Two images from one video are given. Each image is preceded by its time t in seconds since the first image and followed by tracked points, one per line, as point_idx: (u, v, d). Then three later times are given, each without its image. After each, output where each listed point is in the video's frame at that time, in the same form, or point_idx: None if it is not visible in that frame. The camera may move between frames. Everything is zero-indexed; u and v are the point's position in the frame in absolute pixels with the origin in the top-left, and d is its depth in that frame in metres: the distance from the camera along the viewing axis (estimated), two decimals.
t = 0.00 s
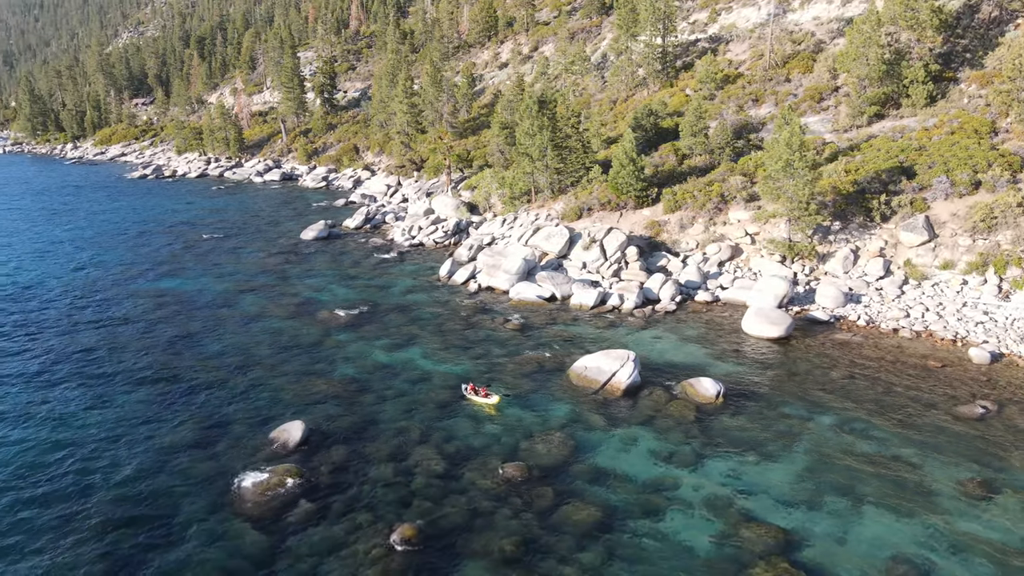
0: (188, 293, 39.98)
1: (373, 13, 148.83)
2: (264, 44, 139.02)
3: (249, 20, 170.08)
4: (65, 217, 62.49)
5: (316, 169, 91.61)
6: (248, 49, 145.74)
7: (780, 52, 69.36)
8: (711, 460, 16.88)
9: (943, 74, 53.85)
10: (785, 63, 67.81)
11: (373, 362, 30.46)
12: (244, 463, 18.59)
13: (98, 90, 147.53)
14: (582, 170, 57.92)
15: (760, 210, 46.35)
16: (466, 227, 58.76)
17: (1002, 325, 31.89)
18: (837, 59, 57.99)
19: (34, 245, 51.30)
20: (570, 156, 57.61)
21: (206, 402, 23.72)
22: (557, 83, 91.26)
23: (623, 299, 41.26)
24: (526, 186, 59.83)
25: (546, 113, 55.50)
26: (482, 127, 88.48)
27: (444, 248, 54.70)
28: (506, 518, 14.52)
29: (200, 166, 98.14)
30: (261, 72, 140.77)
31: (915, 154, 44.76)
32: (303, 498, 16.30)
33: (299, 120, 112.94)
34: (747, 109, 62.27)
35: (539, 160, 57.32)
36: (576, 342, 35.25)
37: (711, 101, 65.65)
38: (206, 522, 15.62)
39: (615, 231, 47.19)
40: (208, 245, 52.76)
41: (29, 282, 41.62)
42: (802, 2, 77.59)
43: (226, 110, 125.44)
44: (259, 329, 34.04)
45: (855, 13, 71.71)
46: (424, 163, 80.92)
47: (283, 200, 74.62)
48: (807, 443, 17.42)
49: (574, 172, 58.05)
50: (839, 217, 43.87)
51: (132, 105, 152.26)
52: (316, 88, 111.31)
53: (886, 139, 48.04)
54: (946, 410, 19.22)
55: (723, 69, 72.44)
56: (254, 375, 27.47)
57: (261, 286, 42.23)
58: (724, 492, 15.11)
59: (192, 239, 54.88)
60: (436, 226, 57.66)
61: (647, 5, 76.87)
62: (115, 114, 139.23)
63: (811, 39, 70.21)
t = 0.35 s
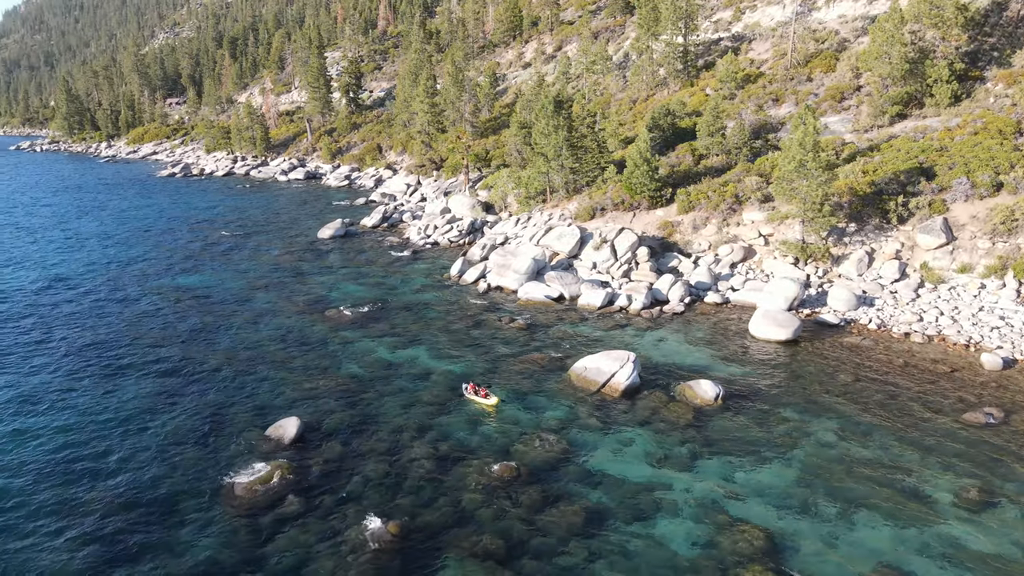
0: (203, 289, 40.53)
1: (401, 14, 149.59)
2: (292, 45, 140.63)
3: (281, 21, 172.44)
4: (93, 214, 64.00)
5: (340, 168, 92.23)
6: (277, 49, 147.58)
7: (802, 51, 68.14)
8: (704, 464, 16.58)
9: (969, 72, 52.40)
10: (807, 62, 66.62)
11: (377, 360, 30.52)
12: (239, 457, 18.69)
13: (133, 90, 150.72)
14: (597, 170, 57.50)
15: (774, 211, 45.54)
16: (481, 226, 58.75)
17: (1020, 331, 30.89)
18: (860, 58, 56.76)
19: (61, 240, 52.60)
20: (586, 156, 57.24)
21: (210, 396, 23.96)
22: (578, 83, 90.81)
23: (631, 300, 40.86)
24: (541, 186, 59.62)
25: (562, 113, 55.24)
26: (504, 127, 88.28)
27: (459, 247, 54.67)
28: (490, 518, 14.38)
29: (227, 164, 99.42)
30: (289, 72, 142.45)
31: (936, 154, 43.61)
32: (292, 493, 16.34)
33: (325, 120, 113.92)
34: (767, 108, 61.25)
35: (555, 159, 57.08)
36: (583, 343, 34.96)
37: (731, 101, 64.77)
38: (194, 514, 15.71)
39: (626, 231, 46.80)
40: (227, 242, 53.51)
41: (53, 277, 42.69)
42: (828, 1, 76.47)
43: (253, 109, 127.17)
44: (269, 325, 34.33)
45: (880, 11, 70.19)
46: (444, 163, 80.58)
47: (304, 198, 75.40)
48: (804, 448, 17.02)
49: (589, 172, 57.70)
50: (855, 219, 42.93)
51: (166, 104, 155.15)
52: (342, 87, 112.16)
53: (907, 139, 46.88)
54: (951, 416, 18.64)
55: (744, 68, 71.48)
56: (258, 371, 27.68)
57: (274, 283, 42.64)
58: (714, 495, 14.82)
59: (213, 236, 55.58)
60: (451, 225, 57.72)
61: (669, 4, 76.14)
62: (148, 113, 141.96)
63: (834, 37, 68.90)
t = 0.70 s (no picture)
0: (220, 284, 41.10)
1: (431, 13, 149.97)
2: (323, 44, 141.97)
3: (313, 20, 174.22)
4: (124, 209, 65.67)
5: (365, 166, 92.81)
6: (308, 49, 149.34)
7: (828, 48, 66.64)
8: (697, 467, 16.29)
9: (999, 71, 50.71)
10: (832, 61, 65.15)
11: (382, 357, 30.62)
12: (235, 451, 18.89)
13: (169, 88, 153.91)
14: (614, 170, 56.99)
15: (791, 211, 44.64)
16: (498, 225, 58.63)
17: None
18: (886, 55, 55.27)
19: (90, 235, 54.00)
20: (603, 155, 56.78)
21: (214, 390, 24.31)
22: (601, 83, 90.13)
23: (640, 300, 40.45)
24: (558, 185, 59.22)
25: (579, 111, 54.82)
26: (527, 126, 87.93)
27: (475, 246, 54.65)
28: (474, 518, 14.30)
29: (256, 162, 100.77)
30: (320, 72, 144.24)
31: (959, 155, 42.32)
32: (283, 488, 16.44)
33: (353, 118, 114.79)
34: (790, 107, 59.99)
35: (572, 159, 56.71)
36: (591, 344, 34.64)
37: (754, 99, 63.65)
38: (185, 507, 15.90)
39: (639, 231, 46.29)
40: (248, 238, 54.26)
41: (77, 270, 43.78)
42: None
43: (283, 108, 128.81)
44: (279, 321, 34.71)
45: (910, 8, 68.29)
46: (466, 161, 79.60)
47: (326, 196, 76.13)
48: (802, 453, 16.64)
49: (606, 171, 57.25)
50: (873, 220, 41.94)
51: (200, 104, 158.06)
52: (370, 86, 112.96)
53: (931, 139, 45.55)
54: (957, 423, 18.06)
55: (768, 67, 70.22)
56: (263, 365, 28.00)
57: (289, 279, 43.11)
58: (702, 498, 14.59)
59: (234, 233, 56.40)
60: (468, 223, 57.75)
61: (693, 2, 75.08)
62: (183, 112, 144.79)
63: (862, 35, 67.23)
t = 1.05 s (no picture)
0: (235, 280, 41.67)
1: (459, 13, 150.21)
2: (352, 44, 142.89)
3: (343, 20, 175.35)
4: (152, 206, 67.11)
5: (389, 165, 93.15)
6: (337, 49, 150.87)
7: (852, 47, 65.23)
8: (689, 471, 16.01)
9: None
10: (857, 59, 63.76)
11: (386, 354, 30.69)
12: (231, 447, 19.07)
13: (202, 89, 156.82)
14: (630, 169, 56.56)
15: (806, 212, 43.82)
16: (513, 225, 58.51)
17: None
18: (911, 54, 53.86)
19: (114, 231, 55.30)
20: (619, 155, 56.39)
21: (219, 386, 24.64)
22: (622, 83, 89.52)
23: (648, 301, 40.07)
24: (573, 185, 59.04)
25: (594, 111, 54.51)
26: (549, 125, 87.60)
27: (491, 245, 54.56)
28: (460, 517, 14.23)
29: (283, 161, 102.06)
30: (348, 72, 145.71)
31: (982, 156, 41.12)
32: (274, 483, 16.55)
33: (378, 118, 115.63)
34: (811, 107, 58.89)
35: (587, 158, 56.40)
36: (597, 345, 34.39)
37: (775, 99, 62.60)
38: (176, 501, 16.09)
39: (651, 231, 45.83)
40: (267, 236, 54.94)
41: (100, 264, 44.85)
42: None
43: (311, 108, 130.13)
44: (288, 317, 35.06)
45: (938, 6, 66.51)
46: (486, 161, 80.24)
47: (348, 194, 76.74)
48: (797, 458, 16.28)
49: (622, 171, 56.86)
50: (889, 222, 41.04)
51: (232, 103, 160.82)
52: (396, 85, 113.62)
53: (953, 139, 44.30)
54: (960, 430, 17.57)
55: (790, 65, 69.08)
56: (269, 361, 28.28)
57: (302, 276, 43.50)
58: (689, 503, 14.33)
59: (253, 230, 57.19)
60: (483, 223, 57.76)
61: None
62: (215, 111, 147.32)
63: (887, 33, 65.71)
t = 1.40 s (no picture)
0: (251, 277, 42.35)
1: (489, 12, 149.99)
2: (382, 45, 143.55)
3: (376, 19, 176.05)
4: (180, 203, 68.72)
5: (414, 164, 93.48)
6: (368, 49, 152.09)
7: (879, 45, 63.42)
8: (678, 475, 15.79)
9: None
10: (883, 58, 62.10)
11: (392, 352, 30.83)
12: (227, 440, 19.36)
13: (237, 88, 159.72)
14: (648, 169, 56.05)
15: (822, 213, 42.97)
16: (530, 224, 58.36)
17: None
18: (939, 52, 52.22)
19: (141, 226, 56.81)
20: (636, 154, 55.93)
21: (224, 380, 25.04)
22: (644, 82, 88.52)
23: (657, 302, 39.67)
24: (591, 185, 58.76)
25: (612, 111, 54.10)
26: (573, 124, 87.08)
27: (508, 244, 54.45)
28: (443, 515, 14.24)
29: (310, 160, 103.31)
30: (378, 72, 146.85)
31: (1008, 157, 39.75)
32: (265, 477, 16.75)
33: (405, 117, 116.36)
34: (835, 106, 57.58)
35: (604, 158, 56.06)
36: (604, 346, 34.15)
37: (798, 98, 61.35)
38: (168, 492, 16.38)
39: (664, 231, 45.37)
40: (287, 233, 55.68)
41: (124, 258, 46.15)
42: None
43: (340, 106, 131.29)
44: (299, 313, 35.47)
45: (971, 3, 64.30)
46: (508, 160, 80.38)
47: (370, 193, 77.38)
48: (791, 465, 15.96)
49: (639, 172, 56.40)
50: (907, 224, 40.12)
51: (265, 103, 163.58)
52: (423, 85, 114.18)
53: (979, 140, 42.81)
54: (964, 437, 17.05)
55: (816, 64, 67.58)
56: (276, 356, 28.61)
57: (317, 273, 43.99)
58: (674, 506, 14.13)
59: (273, 227, 57.95)
60: (500, 222, 57.73)
61: None
62: (248, 111, 149.91)
63: (917, 31, 63.78)
